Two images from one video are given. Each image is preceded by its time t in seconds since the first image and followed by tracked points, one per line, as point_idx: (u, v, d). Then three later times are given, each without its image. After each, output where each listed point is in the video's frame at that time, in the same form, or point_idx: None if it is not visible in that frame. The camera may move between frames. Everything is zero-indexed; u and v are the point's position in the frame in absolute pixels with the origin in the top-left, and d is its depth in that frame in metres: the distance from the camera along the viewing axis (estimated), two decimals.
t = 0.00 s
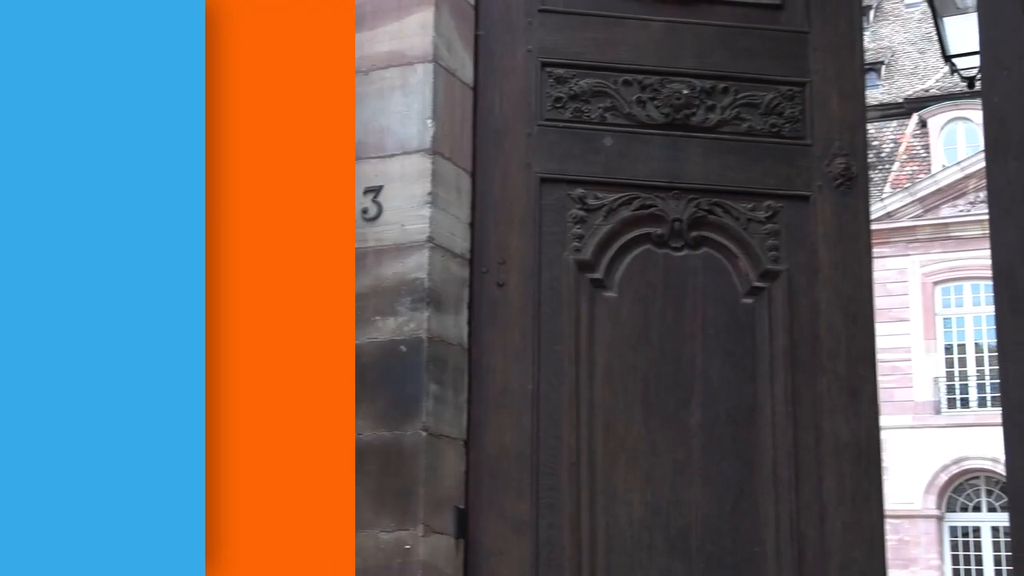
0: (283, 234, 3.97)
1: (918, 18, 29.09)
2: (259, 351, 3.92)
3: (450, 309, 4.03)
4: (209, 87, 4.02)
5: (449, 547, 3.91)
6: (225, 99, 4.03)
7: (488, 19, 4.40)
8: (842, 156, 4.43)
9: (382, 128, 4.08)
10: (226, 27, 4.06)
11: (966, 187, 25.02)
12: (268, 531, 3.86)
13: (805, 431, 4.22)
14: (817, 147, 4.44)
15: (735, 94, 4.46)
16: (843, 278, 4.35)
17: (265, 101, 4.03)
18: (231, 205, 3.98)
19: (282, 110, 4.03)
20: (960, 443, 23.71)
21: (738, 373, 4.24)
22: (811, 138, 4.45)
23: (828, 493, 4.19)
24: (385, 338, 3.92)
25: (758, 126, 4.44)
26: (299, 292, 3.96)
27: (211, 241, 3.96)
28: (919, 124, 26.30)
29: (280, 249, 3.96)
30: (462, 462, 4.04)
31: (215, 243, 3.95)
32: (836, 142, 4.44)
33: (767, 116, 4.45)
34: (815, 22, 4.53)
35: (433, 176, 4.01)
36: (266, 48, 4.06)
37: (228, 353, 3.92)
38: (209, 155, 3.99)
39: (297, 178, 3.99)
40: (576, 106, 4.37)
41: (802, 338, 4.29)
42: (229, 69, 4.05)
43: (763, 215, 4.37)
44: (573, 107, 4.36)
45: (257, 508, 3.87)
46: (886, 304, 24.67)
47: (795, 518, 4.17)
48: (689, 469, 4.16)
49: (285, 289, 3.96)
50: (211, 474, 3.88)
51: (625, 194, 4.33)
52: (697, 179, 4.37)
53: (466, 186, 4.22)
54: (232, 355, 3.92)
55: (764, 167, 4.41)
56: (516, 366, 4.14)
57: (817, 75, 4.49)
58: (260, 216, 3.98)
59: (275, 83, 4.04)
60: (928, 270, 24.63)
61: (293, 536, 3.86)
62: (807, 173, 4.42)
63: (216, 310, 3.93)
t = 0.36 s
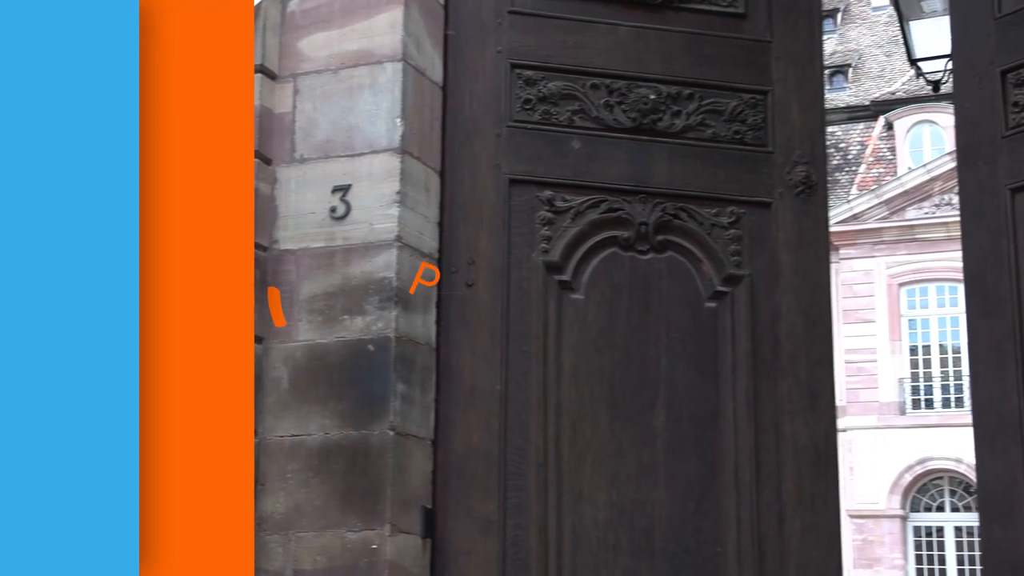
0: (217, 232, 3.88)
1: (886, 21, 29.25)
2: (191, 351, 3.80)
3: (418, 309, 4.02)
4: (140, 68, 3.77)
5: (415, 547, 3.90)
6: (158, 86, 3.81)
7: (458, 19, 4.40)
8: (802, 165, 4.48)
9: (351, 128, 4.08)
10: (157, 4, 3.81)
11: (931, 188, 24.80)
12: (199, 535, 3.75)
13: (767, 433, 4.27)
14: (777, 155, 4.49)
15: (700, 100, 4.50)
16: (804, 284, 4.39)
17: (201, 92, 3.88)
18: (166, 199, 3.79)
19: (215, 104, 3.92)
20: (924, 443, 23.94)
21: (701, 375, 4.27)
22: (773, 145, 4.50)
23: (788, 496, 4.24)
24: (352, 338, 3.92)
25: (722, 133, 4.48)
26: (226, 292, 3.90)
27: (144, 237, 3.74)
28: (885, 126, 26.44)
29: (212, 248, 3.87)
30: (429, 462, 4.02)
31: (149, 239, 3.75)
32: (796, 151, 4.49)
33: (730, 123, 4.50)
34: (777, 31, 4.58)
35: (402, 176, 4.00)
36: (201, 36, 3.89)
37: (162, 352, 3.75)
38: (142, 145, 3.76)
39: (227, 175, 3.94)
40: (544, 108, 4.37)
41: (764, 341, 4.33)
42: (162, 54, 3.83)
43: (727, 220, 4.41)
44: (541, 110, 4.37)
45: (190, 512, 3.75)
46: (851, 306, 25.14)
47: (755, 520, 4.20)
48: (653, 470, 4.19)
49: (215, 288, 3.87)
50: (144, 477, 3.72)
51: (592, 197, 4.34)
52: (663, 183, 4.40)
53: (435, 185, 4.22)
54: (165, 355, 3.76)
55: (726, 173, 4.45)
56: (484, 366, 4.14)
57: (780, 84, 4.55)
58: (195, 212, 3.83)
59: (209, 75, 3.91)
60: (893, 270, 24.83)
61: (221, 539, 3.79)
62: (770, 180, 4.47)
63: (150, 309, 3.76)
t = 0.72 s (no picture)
0: (216, 233, 3.93)
1: (852, 24, 29.43)
2: (191, 350, 3.85)
3: (385, 308, 4.00)
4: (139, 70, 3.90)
5: (381, 546, 3.88)
6: (156, 88, 3.93)
7: (427, 18, 4.38)
8: (763, 171, 4.56)
9: (318, 126, 4.06)
10: (157, 5, 3.96)
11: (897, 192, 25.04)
12: (198, 535, 3.79)
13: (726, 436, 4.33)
14: (739, 160, 4.57)
15: (664, 105, 4.55)
16: (762, 288, 4.46)
17: (202, 95, 3.98)
18: (164, 199, 3.89)
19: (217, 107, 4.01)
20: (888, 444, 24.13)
21: (663, 377, 4.31)
22: (735, 151, 4.58)
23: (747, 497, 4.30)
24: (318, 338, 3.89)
25: (685, 138, 4.53)
26: (224, 293, 3.93)
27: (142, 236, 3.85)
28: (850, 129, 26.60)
29: (211, 249, 3.92)
30: (394, 462, 3.99)
31: (146, 238, 3.85)
32: (757, 157, 4.58)
33: (693, 128, 4.56)
34: (740, 38, 4.66)
35: (369, 174, 3.99)
36: (203, 38, 4.00)
37: (160, 350, 3.83)
38: (141, 145, 3.88)
39: (229, 178, 3.98)
40: (512, 110, 4.38)
41: (724, 345, 4.39)
42: (161, 57, 3.95)
43: (689, 224, 4.47)
44: (509, 111, 4.38)
45: (189, 511, 3.80)
46: (817, 306, 25.09)
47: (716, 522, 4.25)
48: (617, 470, 4.22)
49: (212, 289, 3.91)
50: (143, 475, 3.78)
51: (559, 200, 4.36)
52: (628, 187, 4.43)
53: (402, 184, 4.20)
54: (166, 353, 3.84)
55: (689, 178, 4.51)
56: (452, 366, 4.13)
57: (741, 90, 4.62)
58: (194, 212, 3.91)
59: (211, 79, 4.02)
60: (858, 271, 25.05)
61: (221, 542, 3.79)
62: (733, 185, 4.55)
63: (148, 308, 3.84)
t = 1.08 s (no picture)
0: (216, 229, 3.89)
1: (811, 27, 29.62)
2: (191, 348, 3.83)
3: (344, 306, 3.99)
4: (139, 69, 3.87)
5: (338, 545, 3.87)
6: (156, 87, 3.91)
7: (388, 17, 4.38)
8: (718, 176, 4.63)
9: (277, 124, 4.02)
10: (157, 5, 3.93)
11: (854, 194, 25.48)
12: (198, 534, 3.76)
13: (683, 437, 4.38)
14: (695, 163, 4.63)
15: (621, 108, 4.58)
16: (716, 292, 4.52)
17: (203, 93, 3.95)
18: (164, 197, 3.87)
19: (218, 103, 3.97)
20: (843, 444, 24.31)
21: (618, 378, 4.35)
22: (690, 155, 4.64)
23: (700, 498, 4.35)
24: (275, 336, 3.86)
25: (642, 141, 4.58)
26: (224, 293, 3.87)
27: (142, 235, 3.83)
28: (809, 131, 26.78)
29: (211, 244, 3.87)
30: (353, 461, 4.00)
31: (145, 236, 3.83)
32: (712, 162, 4.64)
33: (650, 132, 4.61)
34: (696, 44, 4.72)
35: (329, 173, 3.98)
36: (204, 37, 3.98)
37: (161, 348, 3.81)
38: (141, 143, 3.85)
39: (230, 174, 3.93)
40: (472, 110, 4.38)
41: (679, 348, 4.45)
42: (161, 56, 3.92)
43: (645, 227, 4.51)
44: (469, 112, 4.38)
45: (189, 512, 3.77)
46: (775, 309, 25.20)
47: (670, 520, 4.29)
48: (573, 470, 4.24)
49: (213, 286, 3.87)
50: (143, 477, 3.75)
51: (518, 200, 4.37)
52: (585, 189, 4.46)
53: (362, 182, 4.19)
54: (166, 351, 3.81)
55: (645, 181, 4.55)
56: (412, 365, 4.13)
57: (697, 96, 4.69)
58: (194, 210, 3.88)
59: (211, 76, 3.98)
60: (815, 272, 25.28)
61: (220, 540, 3.75)
62: (688, 189, 4.61)
63: (148, 305, 3.82)
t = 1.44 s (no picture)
0: (216, 227, 3.86)
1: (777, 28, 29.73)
2: (191, 347, 3.80)
3: (309, 305, 3.98)
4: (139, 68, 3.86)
5: (301, 545, 3.86)
6: (157, 87, 3.89)
7: (354, 16, 4.37)
8: (678, 180, 4.67)
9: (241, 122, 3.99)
10: (157, 5, 3.92)
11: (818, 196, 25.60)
12: (198, 534, 3.73)
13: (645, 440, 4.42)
14: (657, 167, 4.67)
15: (584, 112, 4.60)
16: (676, 296, 4.56)
17: (203, 95, 3.93)
18: (164, 195, 3.85)
19: (218, 100, 3.94)
20: (805, 445, 24.49)
21: (580, 379, 4.37)
22: (651, 159, 4.67)
23: (660, 498, 4.39)
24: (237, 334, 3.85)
25: (605, 145, 4.60)
26: (223, 291, 3.85)
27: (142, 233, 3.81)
28: (774, 133, 26.90)
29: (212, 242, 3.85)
30: (318, 460, 3.99)
31: (145, 235, 3.81)
32: (673, 166, 4.68)
33: (612, 136, 4.63)
34: (656, 49, 4.76)
35: (294, 171, 3.96)
36: (204, 35, 3.95)
37: (161, 348, 3.78)
38: (141, 142, 3.84)
39: (229, 171, 3.90)
40: (438, 111, 4.38)
41: (639, 350, 4.48)
42: (161, 57, 3.91)
43: (607, 230, 4.53)
44: (434, 112, 4.38)
45: (189, 511, 3.75)
46: (739, 309, 25.41)
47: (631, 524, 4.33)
48: (535, 470, 4.26)
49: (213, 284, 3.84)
50: (143, 476, 3.73)
51: (482, 201, 4.37)
52: (549, 191, 4.47)
53: (328, 181, 4.17)
54: (166, 350, 3.79)
55: (607, 184, 4.58)
56: (377, 365, 4.12)
57: (658, 100, 4.72)
58: (194, 208, 3.86)
59: (217, 98, 3.94)
60: (779, 275, 25.40)
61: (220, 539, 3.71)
62: (649, 193, 4.64)
63: (148, 304, 3.79)
